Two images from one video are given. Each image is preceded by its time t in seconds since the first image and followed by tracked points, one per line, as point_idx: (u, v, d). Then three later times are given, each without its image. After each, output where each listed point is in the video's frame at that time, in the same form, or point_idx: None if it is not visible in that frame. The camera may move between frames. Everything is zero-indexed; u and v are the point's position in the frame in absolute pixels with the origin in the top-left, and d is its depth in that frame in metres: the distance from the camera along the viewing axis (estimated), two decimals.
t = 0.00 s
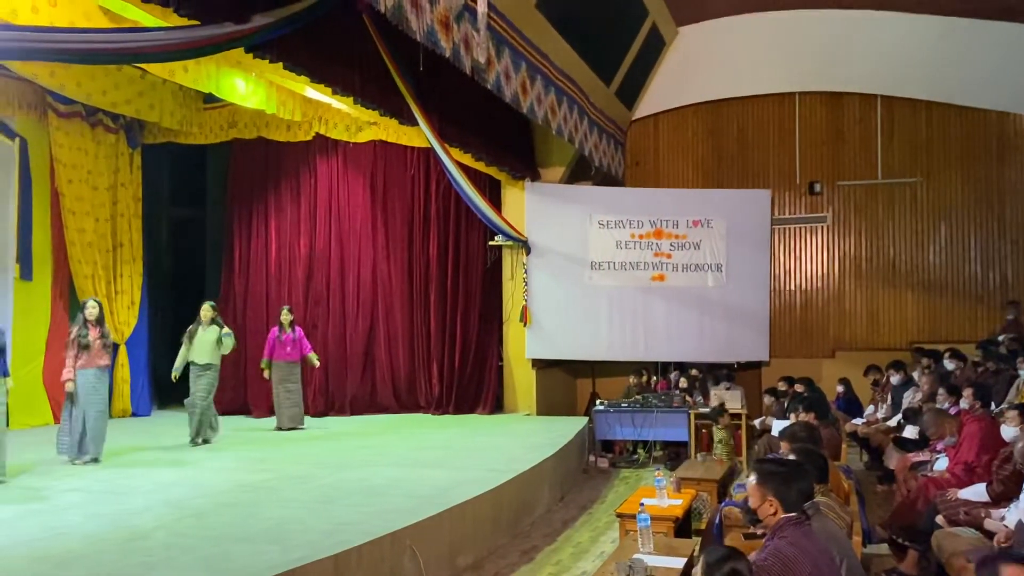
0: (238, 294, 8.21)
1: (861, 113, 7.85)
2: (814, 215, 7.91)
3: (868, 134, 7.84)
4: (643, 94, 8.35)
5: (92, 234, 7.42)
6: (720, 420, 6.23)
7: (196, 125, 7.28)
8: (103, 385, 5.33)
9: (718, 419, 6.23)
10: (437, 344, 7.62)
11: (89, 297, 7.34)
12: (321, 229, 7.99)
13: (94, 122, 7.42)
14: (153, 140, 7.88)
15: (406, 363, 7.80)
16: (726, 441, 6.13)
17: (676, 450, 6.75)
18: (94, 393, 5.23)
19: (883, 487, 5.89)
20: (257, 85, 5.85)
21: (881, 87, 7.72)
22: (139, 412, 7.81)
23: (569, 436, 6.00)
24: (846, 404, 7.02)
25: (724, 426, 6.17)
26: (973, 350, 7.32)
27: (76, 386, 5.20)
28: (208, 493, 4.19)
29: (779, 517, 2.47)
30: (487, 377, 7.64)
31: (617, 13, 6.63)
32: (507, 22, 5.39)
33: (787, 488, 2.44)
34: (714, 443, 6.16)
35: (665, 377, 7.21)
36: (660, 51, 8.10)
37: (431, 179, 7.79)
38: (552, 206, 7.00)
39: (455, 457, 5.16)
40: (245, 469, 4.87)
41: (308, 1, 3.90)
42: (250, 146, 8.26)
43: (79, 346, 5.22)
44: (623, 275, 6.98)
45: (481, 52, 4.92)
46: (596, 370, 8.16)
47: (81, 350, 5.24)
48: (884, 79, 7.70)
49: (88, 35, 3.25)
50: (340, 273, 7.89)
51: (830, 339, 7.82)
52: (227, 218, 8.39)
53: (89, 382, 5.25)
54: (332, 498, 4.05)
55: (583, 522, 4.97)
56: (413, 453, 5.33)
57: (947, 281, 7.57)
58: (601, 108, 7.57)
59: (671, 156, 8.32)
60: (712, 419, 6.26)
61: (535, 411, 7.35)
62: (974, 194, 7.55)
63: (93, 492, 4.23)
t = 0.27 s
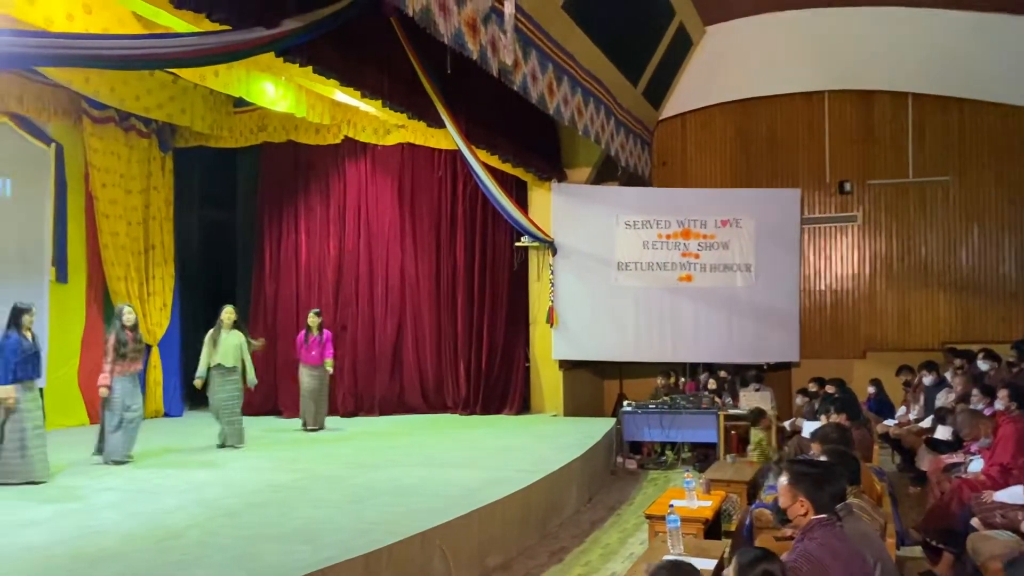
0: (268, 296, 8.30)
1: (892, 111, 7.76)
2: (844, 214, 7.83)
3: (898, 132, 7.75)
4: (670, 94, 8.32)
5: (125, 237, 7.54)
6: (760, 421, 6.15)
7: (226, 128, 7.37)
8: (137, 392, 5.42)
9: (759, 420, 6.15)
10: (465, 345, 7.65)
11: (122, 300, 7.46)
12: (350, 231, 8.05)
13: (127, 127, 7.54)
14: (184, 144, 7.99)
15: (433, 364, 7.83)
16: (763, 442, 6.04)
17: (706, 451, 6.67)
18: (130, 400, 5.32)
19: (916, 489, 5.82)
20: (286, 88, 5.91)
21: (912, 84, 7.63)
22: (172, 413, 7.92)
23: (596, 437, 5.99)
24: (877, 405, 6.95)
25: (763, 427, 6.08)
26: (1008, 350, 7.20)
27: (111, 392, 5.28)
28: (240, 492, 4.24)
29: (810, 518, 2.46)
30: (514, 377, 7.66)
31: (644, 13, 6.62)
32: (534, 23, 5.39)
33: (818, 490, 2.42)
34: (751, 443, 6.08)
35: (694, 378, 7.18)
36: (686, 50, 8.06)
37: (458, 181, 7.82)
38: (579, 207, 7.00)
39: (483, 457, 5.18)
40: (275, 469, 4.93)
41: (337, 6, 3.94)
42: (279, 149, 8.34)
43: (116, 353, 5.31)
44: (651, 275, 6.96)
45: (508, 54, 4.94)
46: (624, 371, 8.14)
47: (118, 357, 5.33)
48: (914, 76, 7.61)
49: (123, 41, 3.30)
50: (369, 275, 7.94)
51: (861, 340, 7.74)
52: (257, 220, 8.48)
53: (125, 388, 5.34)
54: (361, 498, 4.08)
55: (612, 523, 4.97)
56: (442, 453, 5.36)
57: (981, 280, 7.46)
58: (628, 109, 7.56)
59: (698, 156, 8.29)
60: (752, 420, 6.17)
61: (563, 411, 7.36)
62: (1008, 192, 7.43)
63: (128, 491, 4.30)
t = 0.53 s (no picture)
0: (296, 298, 8.36)
1: (923, 108, 7.65)
2: (875, 213, 7.73)
3: (930, 130, 7.63)
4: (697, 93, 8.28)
5: (155, 240, 7.63)
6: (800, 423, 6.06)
7: (254, 132, 7.43)
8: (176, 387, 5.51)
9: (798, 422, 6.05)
10: (491, 346, 7.65)
11: (153, 302, 7.55)
12: (377, 233, 8.09)
13: (157, 131, 7.64)
14: (213, 148, 8.07)
15: (459, 365, 7.84)
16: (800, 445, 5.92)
17: (736, 453, 6.58)
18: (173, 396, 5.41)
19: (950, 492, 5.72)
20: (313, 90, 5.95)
21: (944, 81, 7.51)
22: (202, 413, 8.01)
23: (624, 438, 5.97)
24: (909, 406, 6.84)
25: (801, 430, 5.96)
26: None
27: (156, 390, 5.37)
28: (270, 492, 4.27)
29: (842, 520, 2.44)
30: (540, 378, 7.64)
31: (670, 13, 6.58)
32: (560, 23, 5.38)
33: (851, 492, 2.39)
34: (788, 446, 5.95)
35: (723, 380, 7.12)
36: (713, 49, 8.01)
37: (484, 182, 7.82)
38: (606, 207, 6.97)
39: (511, 458, 5.17)
40: (305, 469, 4.96)
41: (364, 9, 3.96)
42: (307, 152, 8.41)
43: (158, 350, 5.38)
44: (678, 275, 6.91)
45: (534, 55, 4.93)
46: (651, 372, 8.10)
47: (160, 354, 5.41)
48: (946, 73, 7.50)
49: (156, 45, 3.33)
50: (395, 276, 7.97)
51: (892, 341, 7.63)
52: (285, 222, 8.55)
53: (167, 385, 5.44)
54: (390, 499, 4.09)
55: (640, 525, 4.94)
56: (470, 454, 5.36)
57: (1016, 280, 7.32)
58: (655, 108, 7.52)
59: (726, 155, 8.23)
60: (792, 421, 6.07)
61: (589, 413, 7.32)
62: None
63: (160, 491, 4.35)
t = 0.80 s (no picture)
0: (330, 299, 8.44)
1: (963, 105, 7.50)
2: (914, 212, 7.59)
3: (971, 126, 7.49)
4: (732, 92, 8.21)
5: (193, 243, 7.74)
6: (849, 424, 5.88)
7: (289, 135, 7.51)
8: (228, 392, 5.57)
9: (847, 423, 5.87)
10: (524, 347, 7.66)
11: (191, 304, 7.66)
12: (410, 235, 8.14)
13: (194, 136, 7.76)
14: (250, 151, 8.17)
15: (492, 365, 7.86)
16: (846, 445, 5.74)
17: (772, 455, 6.51)
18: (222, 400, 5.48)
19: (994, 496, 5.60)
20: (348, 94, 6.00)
21: (985, 77, 7.37)
22: (238, 414, 8.10)
23: (659, 440, 5.93)
24: (951, 408, 6.71)
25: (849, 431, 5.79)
26: None
27: (207, 396, 5.45)
28: (306, 492, 4.31)
29: (885, 523, 2.38)
30: (574, 379, 7.63)
31: (704, 12, 6.54)
32: (593, 23, 5.37)
33: (896, 496, 2.34)
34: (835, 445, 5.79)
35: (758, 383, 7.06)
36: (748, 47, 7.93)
37: (517, 184, 7.81)
38: (640, 208, 6.95)
39: (544, 460, 5.17)
40: (340, 470, 5.00)
41: (399, 12, 3.99)
42: (341, 155, 8.48)
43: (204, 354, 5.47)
44: (713, 276, 6.86)
45: (567, 55, 4.92)
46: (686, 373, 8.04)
47: (205, 357, 5.49)
48: (987, 69, 7.35)
49: (198, 51, 3.35)
50: (428, 277, 8.01)
51: (932, 341, 7.49)
52: (320, 224, 8.63)
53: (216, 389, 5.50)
54: (425, 499, 4.11)
55: (676, 527, 4.90)
56: (504, 455, 5.37)
57: None
58: (689, 108, 7.47)
59: (761, 154, 8.15)
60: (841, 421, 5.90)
61: (623, 415, 7.29)
62: None
63: (199, 490, 4.42)
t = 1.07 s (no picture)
0: (370, 300, 8.52)
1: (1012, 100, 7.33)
2: (961, 210, 7.42)
3: (1020, 122, 7.31)
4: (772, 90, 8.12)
5: (236, 245, 7.86)
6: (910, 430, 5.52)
7: (329, 139, 7.58)
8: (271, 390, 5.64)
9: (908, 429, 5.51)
10: (563, 348, 7.66)
11: (234, 305, 7.78)
12: (448, 236, 8.18)
13: (237, 140, 7.89)
14: (291, 155, 8.28)
15: (531, 365, 7.86)
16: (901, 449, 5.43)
17: (814, 459, 6.40)
18: (263, 397, 5.56)
19: None
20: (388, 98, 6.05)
21: None
22: (280, 413, 8.21)
23: (700, 441, 5.88)
24: (1000, 411, 6.55)
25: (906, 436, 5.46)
26: None
27: (248, 393, 5.56)
28: (348, 492, 4.35)
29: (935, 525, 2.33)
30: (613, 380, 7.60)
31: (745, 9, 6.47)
32: (632, 23, 5.34)
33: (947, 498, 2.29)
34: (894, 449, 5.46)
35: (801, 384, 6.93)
36: (790, 43, 7.83)
37: (555, 185, 7.80)
38: (679, 207, 6.91)
39: (584, 461, 5.15)
40: (381, 470, 5.04)
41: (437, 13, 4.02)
42: (381, 157, 8.55)
43: (244, 354, 5.59)
44: (754, 276, 6.78)
45: (605, 55, 4.90)
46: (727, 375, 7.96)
47: (245, 358, 5.60)
48: None
49: (245, 56, 3.39)
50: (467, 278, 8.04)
51: (980, 342, 7.33)
52: (360, 226, 8.71)
53: (256, 388, 5.60)
54: (465, 500, 4.12)
55: (717, 530, 4.85)
56: (544, 456, 5.36)
57: None
58: (729, 106, 7.41)
59: (802, 153, 8.05)
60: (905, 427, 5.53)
61: (663, 416, 7.24)
62: None
63: (243, 489, 4.48)
